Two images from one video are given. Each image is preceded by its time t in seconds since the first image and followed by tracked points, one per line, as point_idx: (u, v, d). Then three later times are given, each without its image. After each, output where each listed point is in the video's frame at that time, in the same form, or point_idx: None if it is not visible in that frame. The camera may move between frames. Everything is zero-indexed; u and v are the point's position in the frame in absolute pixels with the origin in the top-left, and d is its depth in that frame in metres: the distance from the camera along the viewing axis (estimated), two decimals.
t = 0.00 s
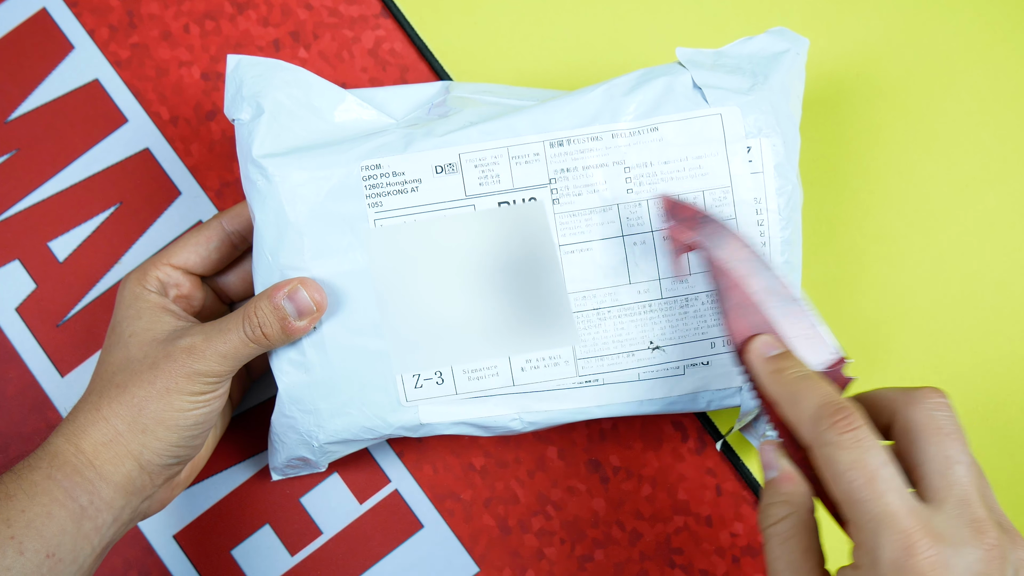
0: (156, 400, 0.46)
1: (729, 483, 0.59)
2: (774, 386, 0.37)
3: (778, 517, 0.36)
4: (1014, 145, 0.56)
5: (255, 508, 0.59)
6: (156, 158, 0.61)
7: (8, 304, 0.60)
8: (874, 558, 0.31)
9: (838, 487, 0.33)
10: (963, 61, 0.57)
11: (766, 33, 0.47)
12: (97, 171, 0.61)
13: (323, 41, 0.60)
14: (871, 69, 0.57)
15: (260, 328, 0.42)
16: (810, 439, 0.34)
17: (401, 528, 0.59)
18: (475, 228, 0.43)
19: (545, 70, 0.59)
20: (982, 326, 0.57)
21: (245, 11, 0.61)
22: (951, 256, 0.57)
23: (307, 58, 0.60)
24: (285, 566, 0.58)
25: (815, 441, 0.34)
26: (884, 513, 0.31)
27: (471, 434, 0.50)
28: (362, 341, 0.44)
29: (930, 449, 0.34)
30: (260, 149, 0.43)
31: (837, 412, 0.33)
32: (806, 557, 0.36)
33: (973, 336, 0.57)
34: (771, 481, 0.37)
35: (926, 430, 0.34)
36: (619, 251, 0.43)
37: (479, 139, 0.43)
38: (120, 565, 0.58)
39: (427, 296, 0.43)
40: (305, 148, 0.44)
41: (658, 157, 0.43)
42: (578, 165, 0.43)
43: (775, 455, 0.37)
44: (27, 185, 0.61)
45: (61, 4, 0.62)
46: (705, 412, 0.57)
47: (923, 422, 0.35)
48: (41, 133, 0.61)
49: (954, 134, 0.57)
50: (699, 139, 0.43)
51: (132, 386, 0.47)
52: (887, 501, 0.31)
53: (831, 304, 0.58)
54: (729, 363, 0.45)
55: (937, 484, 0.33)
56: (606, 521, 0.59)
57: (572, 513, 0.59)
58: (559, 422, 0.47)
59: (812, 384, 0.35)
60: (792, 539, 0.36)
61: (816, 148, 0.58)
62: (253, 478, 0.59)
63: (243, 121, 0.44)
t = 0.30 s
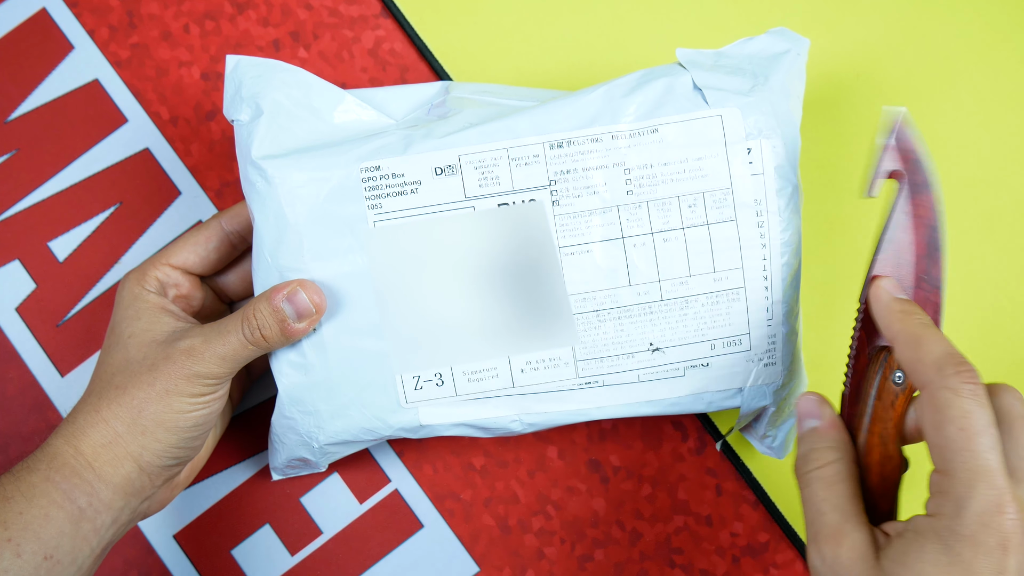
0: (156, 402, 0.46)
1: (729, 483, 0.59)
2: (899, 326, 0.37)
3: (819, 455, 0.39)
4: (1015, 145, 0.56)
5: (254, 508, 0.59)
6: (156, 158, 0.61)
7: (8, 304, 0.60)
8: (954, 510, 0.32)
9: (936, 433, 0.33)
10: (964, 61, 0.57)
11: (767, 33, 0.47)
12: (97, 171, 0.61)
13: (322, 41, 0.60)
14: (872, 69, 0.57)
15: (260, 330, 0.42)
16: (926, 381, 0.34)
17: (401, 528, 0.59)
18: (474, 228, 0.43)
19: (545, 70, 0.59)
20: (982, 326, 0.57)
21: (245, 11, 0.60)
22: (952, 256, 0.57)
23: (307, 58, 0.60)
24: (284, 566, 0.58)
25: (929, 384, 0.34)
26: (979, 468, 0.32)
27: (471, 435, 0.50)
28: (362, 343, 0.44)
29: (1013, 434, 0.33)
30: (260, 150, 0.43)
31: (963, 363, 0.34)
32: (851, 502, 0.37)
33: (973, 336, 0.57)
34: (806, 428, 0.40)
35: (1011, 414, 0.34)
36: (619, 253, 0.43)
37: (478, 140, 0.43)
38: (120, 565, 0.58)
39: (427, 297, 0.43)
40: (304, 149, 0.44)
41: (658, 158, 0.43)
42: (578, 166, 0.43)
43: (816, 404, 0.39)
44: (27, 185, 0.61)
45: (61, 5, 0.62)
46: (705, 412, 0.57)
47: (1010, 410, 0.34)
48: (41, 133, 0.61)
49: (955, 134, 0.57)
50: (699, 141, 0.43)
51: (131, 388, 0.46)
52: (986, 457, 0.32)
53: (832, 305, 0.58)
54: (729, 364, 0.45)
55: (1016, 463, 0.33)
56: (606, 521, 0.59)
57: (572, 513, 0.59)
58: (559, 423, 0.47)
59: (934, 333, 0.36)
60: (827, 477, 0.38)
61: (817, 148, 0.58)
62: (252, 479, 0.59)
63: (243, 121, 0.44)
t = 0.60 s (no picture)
0: (155, 401, 0.46)
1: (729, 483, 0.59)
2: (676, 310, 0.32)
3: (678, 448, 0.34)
4: (1014, 145, 0.56)
5: (255, 508, 0.59)
6: (155, 158, 0.61)
7: (8, 304, 0.60)
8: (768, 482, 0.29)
9: (734, 415, 0.30)
10: (964, 61, 0.57)
11: (766, 32, 0.47)
12: (97, 171, 0.61)
13: (323, 41, 0.60)
14: (871, 68, 0.57)
15: (259, 329, 0.42)
16: (705, 374, 0.31)
17: (401, 528, 0.59)
18: (475, 227, 0.43)
19: (545, 70, 0.59)
20: (982, 326, 0.57)
21: (245, 11, 0.61)
22: (951, 256, 0.57)
23: (307, 58, 0.60)
24: (285, 566, 0.58)
25: (711, 374, 0.30)
26: (774, 443, 0.28)
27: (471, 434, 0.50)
28: (362, 341, 0.44)
29: (826, 369, 0.30)
30: (260, 150, 0.43)
31: (731, 341, 0.30)
32: (713, 484, 0.32)
33: (973, 336, 0.57)
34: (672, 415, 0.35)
35: (823, 348, 0.30)
36: (619, 251, 0.43)
37: (479, 140, 0.43)
38: (120, 565, 0.58)
39: (427, 295, 0.43)
40: (304, 148, 0.44)
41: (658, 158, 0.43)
42: (578, 164, 0.43)
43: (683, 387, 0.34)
44: (27, 185, 0.61)
45: (61, 5, 0.62)
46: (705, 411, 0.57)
47: (822, 342, 0.30)
48: (41, 133, 0.61)
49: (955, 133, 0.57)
50: (698, 139, 0.43)
51: (131, 387, 0.46)
52: (784, 426, 0.28)
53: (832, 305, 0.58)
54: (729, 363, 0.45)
55: (836, 403, 0.30)
56: (606, 521, 0.59)
57: (572, 513, 0.59)
58: (559, 422, 0.47)
59: (714, 310, 0.31)
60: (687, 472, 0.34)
61: (816, 148, 0.58)
62: (253, 478, 0.59)
63: (242, 121, 0.44)
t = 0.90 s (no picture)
0: (155, 402, 0.46)
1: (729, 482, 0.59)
2: (766, 279, 0.35)
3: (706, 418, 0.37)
4: (1015, 144, 0.56)
5: (254, 508, 0.59)
6: (156, 158, 0.61)
7: (8, 304, 0.60)
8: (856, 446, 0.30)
9: (827, 379, 0.31)
10: (965, 61, 0.57)
11: (766, 32, 0.47)
12: (97, 171, 0.61)
13: (322, 41, 0.60)
14: (872, 69, 0.57)
15: (258, 330, 0.42)
16: (801, 331, 0.32)
17: (401, 528, 0.59)
18: (474, 227, 0.43)
19: (545, 70, 0.59)
20: (983, 326, 0.57)
21: (245, 11, 0.60)
22: (952, 256, 0.57)
23: (307, 58, 0.60)
24: (285, 566, 0.58)
25: (807, 335, 0.32)
26: (874, 406, 0.29)
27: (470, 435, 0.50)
28: (361, 342, 0.44)
29: (907, 360, 0.32)
30: (260, 150, 0.43)
31: (831, 303, 0.32)
32: (750, 458, 0.35)
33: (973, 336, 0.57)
34: (702, 393, 0.39)
35: (898, 342, 0.33)
36: (619, 252, 0.43)
37: (478, 140, 0.43)
38: (120, 566, 0.58)
39: (426, 296, 0.43)
40: (304, 149, 0.44)
41: (657, 159, 0.43)
42: (577, 165, 0.43)
43: (710, 365, 0.39)
44: (27, 185, 0.61)
45: (61, 4, 0.62)
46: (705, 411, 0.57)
47: (897, 336, 0.33)
48: (41, 133, 0.61)
49: (955, 133, 0.57)
50: (698, 140, 0.43)
51: (130, 388, 0.46)
52: (878, 392, 0.29)
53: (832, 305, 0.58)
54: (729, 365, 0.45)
55: (915, 392, 0.31)
56: (606, 521, 0.59)
57: (572, 513, 0.59)
58: (559, 423, 0.47)
59: (801, 280, 0.34)
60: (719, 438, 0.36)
61: (817, 148, 0.58)
62: (253, 479, 0.59)
63: (242, 121, 0.44)
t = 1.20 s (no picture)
0: (155, 401, 0.46)
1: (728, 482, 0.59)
2: (745, 265, 0.34)
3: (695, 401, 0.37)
4: (1015, 144, 0.56)
5: (254, 508, 0.59)
6: (155, 158, 0.61)
7: (8, 304, 0.60)
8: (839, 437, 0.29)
9: (805, 371, 0.30)
10: (965, 60, 0.57)
11: (765, 32, 0.47)
12: (97, 171, 0.61)
13: (322, 41, 0.60)
14: (872, 68, 0.57)
15: (258, 329, 0.42)
16: (779, 322, 0.31)
17: (401, 528, 0.59)
18: (474, 227, 0.43)
19: (545, 70, 0.59)
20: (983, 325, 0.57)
21: (245, 11, 0.60)
22: (952, 255, 0.57)
23: (307, 58, 0.60)
24: (285, 566, 0.58)
25: (785, 323, 0.31)
26: (852, 398, 0.29)
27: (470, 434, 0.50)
28: (361, 341, 0.44)
29: (895, 345, 0.31)
30: (260, 150, 0.43)
31: (813, 291, 0.31)
32: (733, 444, 0.35)
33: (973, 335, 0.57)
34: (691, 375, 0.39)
35: (890, 324, 0.31)
36: (618, 250, 0.43)
37: (478, 140, 0.43)
38: (120, 566, 0.58)
39: (426, 295, 0.43)
40: (304, 148, 0.44)
41: (657, 158, 0.43)
42: (577, 164, 0.43)
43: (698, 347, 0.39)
44: (27, 185, 0.61)
45: (61, 5, 0.62)
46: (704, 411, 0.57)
47: (888, 318, 0.32)
48: (41, 133, 0.61)
49: (954, 133, 0.57)
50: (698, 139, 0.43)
51: (130, 387, 0.46)
52: (857, 383, 0.29)
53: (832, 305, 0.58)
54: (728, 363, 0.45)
55: (905, 378, 0.30)
56: (606, 521, 0.59)
57: (572, 513, 0.59)
58: (559, 422, 0.47)
59: (787, 267, 0.32)
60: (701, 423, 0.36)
61: (816, 148, 0.58)
62: (253, 479, 0.59)
63: (242, 122, 0.44)
